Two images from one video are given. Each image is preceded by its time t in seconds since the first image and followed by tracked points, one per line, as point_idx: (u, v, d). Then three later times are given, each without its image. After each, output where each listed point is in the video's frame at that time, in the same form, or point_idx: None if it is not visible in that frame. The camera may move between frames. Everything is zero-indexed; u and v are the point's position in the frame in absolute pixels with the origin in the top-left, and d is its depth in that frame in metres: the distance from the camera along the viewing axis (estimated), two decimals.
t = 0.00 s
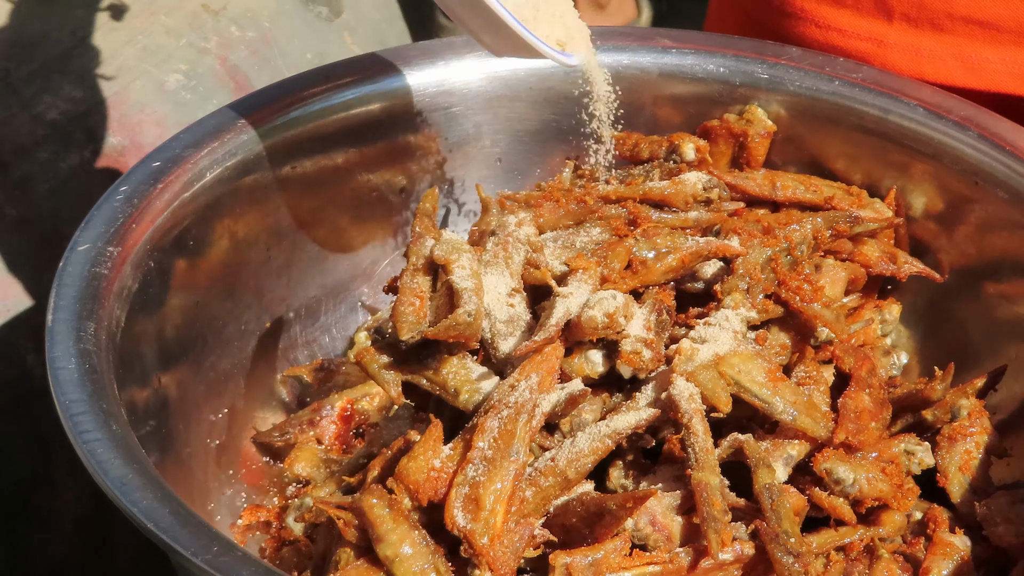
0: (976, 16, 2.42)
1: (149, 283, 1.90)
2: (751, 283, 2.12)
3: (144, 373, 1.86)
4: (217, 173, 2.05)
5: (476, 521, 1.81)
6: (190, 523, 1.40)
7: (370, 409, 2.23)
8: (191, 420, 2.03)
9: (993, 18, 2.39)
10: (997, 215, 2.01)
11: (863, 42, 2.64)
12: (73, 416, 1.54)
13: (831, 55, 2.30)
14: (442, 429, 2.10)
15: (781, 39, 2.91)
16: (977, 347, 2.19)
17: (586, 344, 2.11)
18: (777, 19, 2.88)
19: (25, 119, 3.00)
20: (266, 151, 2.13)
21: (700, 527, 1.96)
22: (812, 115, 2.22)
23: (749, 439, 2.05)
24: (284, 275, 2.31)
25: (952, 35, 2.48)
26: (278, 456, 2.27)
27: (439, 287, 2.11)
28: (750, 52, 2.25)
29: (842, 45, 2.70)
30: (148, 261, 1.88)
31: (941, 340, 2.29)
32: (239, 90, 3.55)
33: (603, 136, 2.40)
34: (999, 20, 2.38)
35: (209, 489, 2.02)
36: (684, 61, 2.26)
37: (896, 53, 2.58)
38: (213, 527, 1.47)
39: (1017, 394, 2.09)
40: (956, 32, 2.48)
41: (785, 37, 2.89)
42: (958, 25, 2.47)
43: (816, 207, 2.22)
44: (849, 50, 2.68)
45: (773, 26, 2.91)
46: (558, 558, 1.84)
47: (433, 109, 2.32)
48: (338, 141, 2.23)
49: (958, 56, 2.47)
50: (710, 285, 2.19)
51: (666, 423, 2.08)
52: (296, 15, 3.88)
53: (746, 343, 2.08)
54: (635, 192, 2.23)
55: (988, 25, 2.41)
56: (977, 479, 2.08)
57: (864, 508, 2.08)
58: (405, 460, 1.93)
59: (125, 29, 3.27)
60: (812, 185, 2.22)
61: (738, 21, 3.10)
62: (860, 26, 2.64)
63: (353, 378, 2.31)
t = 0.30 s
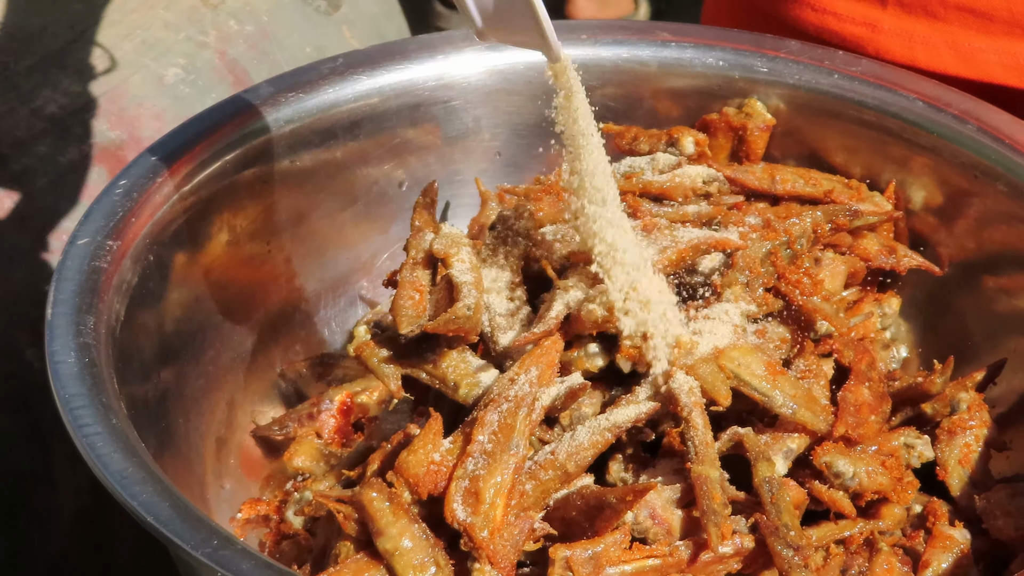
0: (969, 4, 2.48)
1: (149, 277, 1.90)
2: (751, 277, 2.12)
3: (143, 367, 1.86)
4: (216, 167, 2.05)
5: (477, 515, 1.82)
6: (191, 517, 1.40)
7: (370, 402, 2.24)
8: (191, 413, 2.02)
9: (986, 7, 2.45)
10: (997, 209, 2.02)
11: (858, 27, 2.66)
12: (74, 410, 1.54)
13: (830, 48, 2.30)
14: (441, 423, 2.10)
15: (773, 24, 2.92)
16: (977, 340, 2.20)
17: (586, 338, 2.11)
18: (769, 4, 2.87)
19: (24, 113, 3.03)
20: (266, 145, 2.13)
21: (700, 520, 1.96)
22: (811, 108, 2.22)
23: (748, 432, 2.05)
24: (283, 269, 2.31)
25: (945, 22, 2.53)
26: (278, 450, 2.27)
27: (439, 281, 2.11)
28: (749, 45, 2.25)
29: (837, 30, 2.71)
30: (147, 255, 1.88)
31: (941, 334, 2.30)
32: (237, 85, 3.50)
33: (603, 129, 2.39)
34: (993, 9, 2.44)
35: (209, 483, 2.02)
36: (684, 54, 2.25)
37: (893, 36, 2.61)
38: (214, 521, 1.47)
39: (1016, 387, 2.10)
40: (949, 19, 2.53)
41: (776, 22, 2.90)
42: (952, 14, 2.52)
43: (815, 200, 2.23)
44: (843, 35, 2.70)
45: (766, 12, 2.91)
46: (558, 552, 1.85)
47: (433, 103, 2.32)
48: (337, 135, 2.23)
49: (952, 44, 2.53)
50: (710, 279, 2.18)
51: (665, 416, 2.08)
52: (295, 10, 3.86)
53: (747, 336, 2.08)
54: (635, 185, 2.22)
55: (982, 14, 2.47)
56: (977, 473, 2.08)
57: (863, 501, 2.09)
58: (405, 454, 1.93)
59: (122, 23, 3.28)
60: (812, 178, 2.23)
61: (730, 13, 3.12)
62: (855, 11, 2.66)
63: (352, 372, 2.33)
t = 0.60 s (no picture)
0: None
1: (139, 268, 1.89)
2: (741, 268, 2.10)
3: (133, 358, 1.85)
4: (206, 158, 2.04)
5: (466, 506, 1.82)
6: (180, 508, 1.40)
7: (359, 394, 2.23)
8: (180, 405, 2.02)
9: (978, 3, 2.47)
10: (987, 200, 2.03)
11: (849, 23, 2.67)
12: (63, 401, 1.53)
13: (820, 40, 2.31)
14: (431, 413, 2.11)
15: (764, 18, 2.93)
16: (966, 332, 2.21)
17: (576, 329, 2.10)
18: None
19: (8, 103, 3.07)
20: (256, 136, 2.12)
21: (689, 511, 1.96)
22: (801, 100, 2.22)
23: (738, 423, 2.05)
24: (273, 260, 2.30)
25: (938, 18, 2.55)
26: (268, 442, 2.27)
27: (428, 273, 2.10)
28: (739, 36, 2.25)
29: (828, 26, 2.72)
30: (137, 246, 1.88)
31: (930, 325, 2.31)
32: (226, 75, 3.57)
33: (593, 121, 2.40)
34: (985, 5, 2.46)
35: (198, 474, 2.02)
36: (674, 46, 2.25)
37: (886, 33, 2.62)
38: (203, 511, 1.47)
39: (1005, 378, 2.11)
40: (941, 15, 2.54)
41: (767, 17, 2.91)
42: (944, 10, 2.54)
43: (805, 191, 2.23)
44: (835, 31, 2.71)
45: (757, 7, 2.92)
46: (548, 543, 1.84)
47: (423, 94, 2.31)
48: (327, 126, 2.23)
49: (943, 40, 2.54)
50: (700, 270, 2.19)
51: (654, 408, 2.08)
52: (284, 3, 3.92)
53: (737, 327, 2.08)
54: (625, 176, 2.22)
55: (974, 10, 2.49)
56: (966, 464, 2.08)
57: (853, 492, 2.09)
58: (394, 445, 1.93)
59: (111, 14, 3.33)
60: (802, 170, 2.23)
61: (720, 7, 3.11)
62: (847, 7, 2.67)
63: (342, 363, 2.31)
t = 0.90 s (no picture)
0: None
1: (129, 264, 1.89)
2: (730, 264, 2.11)
3: (123, 355, 1.85)
4: (196, 154, 2.04)
5: (456, 502, 1.82)
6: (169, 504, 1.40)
7: (349, 391, 2.22)
8: (170, 401, 2.02)
9: None
10: (977, 197, 2.04)
11: (840, 18, 2.69)
12: (53, 397, 1.53)
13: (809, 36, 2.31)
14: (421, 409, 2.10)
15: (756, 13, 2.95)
16: (956, 328, 2.21)
17: (566, 325, 2.10)
18: None
19: None
20: (245, 132, 2.12)
21: (678, 507, 1.97)
22: (791, 97, 2.22)
23: (727, 420, 2.05)
24: (263, 257, 2.31)
25: (928, 13, 2.57)
26: (258, 439, 2.27)
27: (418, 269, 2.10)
28: (729, 32, 2.25)
29: (820, 21, 2.74)
30: (128, 242, 1.88)
31: (919, 321, 2.32)
32: (218, 72, 3.53)
33: (583, 118, 2.39)
34: None
35: (188, 471, 2.02)
36: (664, 42, 2.25)
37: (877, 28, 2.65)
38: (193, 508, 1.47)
39: (994, 374, 2.12)
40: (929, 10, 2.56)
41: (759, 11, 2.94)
42: (934, 5, 2.55)
43: (795, 188, 2.23)
44: (826, 26, 2.73)
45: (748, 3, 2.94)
46: (537, 539, 1.85)
47: (413, 91, 2.32)
48: (317, 123, 2.23)
49: (933, 35, 2.56)
50: (689, 267, 2.19)
51: (644, 404, 2.08)
52: None
53: (727, 324, 2.08)
54: (615, 172, 2.22)
55: (963, 4, 2.50)
56: (955, 459, 2.09)
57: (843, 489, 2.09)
58: (384, 441, 1.93)
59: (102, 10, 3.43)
60: (792, 166, 2.23)
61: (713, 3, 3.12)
62: (838, 2, 2.68)
63: (333, 360, 2.30)
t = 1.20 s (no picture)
0: None
1: (117, 257, 1.89)
2: (719, 257, 2.11)
3: (112, 348, 1.85)
4: (185, 147, 2.04)
5: (444, 494, 1.81)
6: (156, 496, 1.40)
7: (338, 383, 2.23)
8: (159, 394, 2.02)
9: None
10: (966, 190, 2.04)
11: (845, 17, 2.54)
12: (40, 389, 1.53)
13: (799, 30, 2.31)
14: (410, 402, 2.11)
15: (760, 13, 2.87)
16: (946, 321, 2.22)
17: (554, 317, 2.11)
18: None
19: None
20: (235, 125, 2.12)
21: (666, 498, 1.97)
22: (780, 89, 2.23)
23: (716, 412, 2.05)
24: (253, 250, 2.31)
25: (934, 11, 2.44)
26: (247, 431, 2.28)
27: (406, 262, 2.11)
28: (718, 25, 2.25)
29: (825, 21, 2.59)
30: (116, 235, 1.87)
31: (908, 313, 2.33)
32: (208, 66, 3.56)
33: (573, 111, 2.41)
34: None
35: (177, 464, 2.01)
36: (653, 35, 2.25)
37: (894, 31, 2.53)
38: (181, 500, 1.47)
39: (983, 366, 2.13)
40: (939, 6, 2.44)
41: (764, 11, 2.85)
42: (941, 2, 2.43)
43: (784, 181, 2.24)
44: (831, 26, 2.57)
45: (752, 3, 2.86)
46: (524, 530, 1.83)
47: (403, 83, 2.32)
48: (306, 116, 2.23)
49: (939, 31, 2.45)
50: (678, 259, 2.19)
51: (633, 396, 2.09)
52: None
53: (716, 316, 2.08)
54: (603, 165, 2.24)
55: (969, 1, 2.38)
56: (944, 452, 2.10)
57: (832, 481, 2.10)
58: (372, 433, 1.93)
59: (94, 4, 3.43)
60: (780, 160, 2.25)
61: None
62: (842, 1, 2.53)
63: (321, 352, 2.30)
